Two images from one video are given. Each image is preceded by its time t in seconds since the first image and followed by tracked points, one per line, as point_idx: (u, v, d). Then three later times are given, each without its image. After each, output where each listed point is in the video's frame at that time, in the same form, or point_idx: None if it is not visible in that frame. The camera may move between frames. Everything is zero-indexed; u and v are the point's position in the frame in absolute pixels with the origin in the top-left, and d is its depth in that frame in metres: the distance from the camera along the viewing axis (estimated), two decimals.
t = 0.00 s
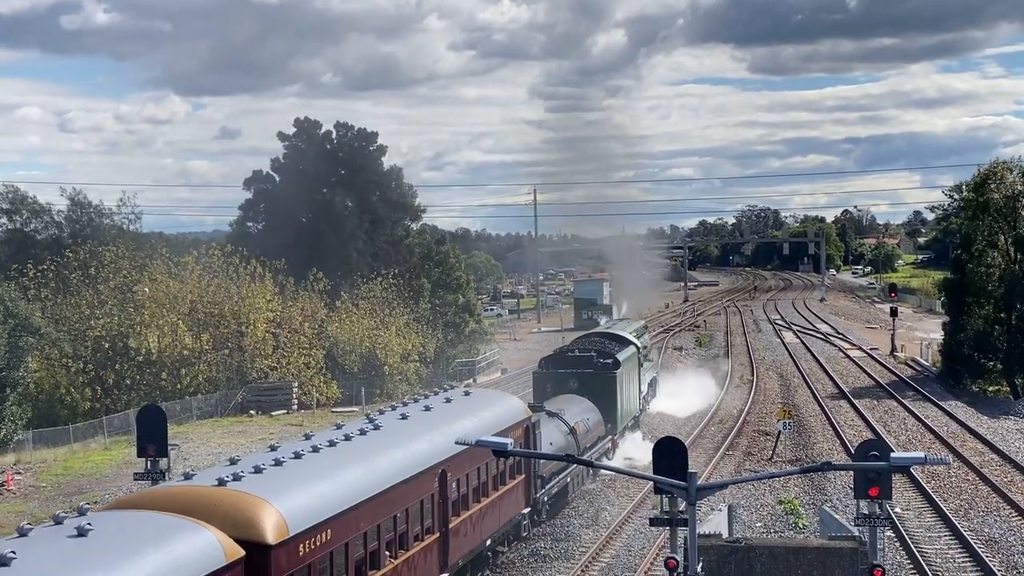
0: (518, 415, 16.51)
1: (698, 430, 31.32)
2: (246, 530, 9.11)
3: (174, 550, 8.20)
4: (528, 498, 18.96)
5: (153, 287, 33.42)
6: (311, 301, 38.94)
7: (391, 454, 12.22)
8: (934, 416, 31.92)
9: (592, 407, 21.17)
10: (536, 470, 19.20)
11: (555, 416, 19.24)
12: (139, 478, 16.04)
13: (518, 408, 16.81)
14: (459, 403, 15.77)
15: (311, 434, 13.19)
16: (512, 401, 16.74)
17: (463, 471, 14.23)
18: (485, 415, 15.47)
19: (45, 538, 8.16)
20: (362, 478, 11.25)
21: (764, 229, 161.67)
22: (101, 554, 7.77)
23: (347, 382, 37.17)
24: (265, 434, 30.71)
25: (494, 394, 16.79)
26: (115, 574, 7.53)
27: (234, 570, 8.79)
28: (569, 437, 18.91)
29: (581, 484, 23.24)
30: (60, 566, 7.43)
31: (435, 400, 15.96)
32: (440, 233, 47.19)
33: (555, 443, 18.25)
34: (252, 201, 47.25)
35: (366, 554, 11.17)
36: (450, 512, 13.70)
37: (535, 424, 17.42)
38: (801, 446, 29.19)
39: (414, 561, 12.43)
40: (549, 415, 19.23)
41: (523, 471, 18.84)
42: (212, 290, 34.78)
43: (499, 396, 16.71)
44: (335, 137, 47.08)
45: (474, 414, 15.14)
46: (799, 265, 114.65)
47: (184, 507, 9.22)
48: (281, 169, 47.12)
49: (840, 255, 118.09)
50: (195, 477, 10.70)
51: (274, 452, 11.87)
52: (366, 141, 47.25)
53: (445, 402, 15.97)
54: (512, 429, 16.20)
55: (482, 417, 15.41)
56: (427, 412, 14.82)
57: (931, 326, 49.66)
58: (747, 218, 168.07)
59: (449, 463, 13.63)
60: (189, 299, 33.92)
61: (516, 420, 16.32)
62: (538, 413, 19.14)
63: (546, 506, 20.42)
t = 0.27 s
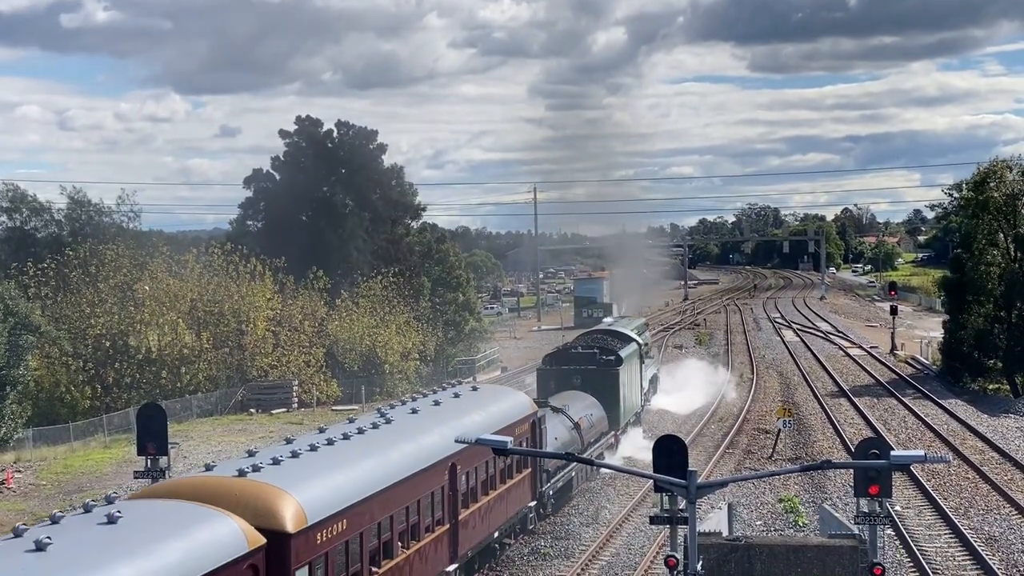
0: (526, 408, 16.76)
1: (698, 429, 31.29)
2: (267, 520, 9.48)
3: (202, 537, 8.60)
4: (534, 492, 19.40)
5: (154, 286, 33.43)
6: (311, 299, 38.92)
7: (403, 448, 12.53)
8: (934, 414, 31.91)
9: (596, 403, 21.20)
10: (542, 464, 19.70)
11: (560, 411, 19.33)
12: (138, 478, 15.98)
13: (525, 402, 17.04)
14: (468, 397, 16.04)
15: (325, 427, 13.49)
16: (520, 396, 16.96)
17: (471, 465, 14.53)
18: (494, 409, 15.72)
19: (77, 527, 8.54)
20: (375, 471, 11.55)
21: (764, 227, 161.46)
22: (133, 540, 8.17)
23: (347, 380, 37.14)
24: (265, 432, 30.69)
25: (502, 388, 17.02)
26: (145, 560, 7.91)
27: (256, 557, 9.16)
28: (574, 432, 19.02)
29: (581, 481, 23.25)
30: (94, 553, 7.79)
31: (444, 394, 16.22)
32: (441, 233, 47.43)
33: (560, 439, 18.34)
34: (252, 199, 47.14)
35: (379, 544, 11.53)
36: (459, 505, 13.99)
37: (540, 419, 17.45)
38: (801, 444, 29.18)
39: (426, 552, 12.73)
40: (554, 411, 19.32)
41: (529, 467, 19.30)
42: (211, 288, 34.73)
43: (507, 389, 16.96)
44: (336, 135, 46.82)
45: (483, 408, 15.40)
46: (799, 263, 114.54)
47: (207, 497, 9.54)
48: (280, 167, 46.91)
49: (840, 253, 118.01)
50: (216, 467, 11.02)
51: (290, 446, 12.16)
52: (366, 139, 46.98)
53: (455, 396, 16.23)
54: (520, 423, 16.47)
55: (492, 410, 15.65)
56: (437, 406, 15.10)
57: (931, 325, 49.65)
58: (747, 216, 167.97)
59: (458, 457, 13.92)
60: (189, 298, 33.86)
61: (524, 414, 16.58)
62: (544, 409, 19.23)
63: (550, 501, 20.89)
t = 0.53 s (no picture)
0: (534, 402, 16.89)
1: (698, 427, 31.28)
2: (285, 509, 9.59)
3: (226, 524, 8.72)
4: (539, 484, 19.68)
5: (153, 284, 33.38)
6: (311, 297, 38.95)
7: (415, 441, 12.67)
8: (934, 412, 31.91)
9: (599, 399, 21.21)
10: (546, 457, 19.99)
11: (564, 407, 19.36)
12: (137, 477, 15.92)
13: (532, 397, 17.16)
14: (476, 391, 16.17)
15: (338, 421, 13.64)
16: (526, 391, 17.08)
17: (480, 458, 14.67)
18: (502, 403, 15.85)
19: (104, 515, 8.69)
20: (388, 463, 11.69)
21: (764, 225, 161.64)
22: (159, 526, 8.31)
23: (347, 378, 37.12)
24: (265, 430, 30.71)
25: (509, 383, 17.15)
26: (171, 544, 8.05)
27: (276, 545, 9.28)
28: (578, 428, 19.07)
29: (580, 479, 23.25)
30: (122, 538, 7.93)
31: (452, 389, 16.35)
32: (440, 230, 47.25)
33: (564, 434, 18.39)
34: (252, 197, 47.28)
35: (392, 535, 11.65)
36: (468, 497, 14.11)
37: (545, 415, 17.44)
38: (801, 442, 29.18)
39: (436, 543, 12.87)
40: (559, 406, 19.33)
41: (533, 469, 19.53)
42: (210, 285, 34.60)
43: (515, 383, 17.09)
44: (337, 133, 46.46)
45: (492, 402, 15.53)
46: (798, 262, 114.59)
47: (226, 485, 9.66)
48: (280, 166, 46.80)
49: (840, 251, 118.10)
50: (235, 459, 11.17)
51: (305, 438, 12.30)
52: (367, 137, 46.76)
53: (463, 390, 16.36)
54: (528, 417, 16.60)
55: (500, 404, 15.78)
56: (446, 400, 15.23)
57: (931, 323, 49.68)
58: (746, 215, 168.06)
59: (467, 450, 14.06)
60: (189, 296, 33.74)
61: (531, 408, 16.72)
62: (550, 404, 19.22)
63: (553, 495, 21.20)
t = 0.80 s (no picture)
0: (540, 398, 16.94)
1: (696, 425, 31.28)
2: (303, 498, 9.84)
3: (248, 513, 8.98)
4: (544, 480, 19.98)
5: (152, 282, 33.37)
6: (310, 295, 38.94)
7: (424, 434, 12.75)
8: (933, 410, 31.94)
9: (602, 395, 21.25)
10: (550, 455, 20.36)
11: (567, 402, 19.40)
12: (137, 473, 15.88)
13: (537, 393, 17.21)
14: (484, 386, 16.22)
15: (349, 415, 13.71)
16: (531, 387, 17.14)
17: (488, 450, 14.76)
18: (508, 398, 15.89)
19: (131, 503, 8.97)
20: (398, 457, 11.79)
21: (763, 224, 161.65)
22: (183, 514, 8.59)
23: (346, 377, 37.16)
24: (264, 429, 30.72)
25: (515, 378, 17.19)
26: (197, 532, 8.33)
27: (295, 533, 9.53)
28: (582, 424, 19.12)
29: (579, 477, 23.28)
30: (151, 528, 8.20)
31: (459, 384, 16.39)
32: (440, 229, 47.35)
33: (568, 429, 18.46)
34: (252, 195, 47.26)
35: (403, 525, 11.78)
36: (476, 490, 14.20)
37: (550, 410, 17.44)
38: (800, 440, 29.19)
39: (447, 533, 12.98)
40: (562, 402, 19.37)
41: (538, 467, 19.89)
42: (208, 284, 34.58)
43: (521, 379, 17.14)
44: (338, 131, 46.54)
45: (499, 397, 15.58)
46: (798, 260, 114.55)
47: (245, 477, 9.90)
48: (280, 163, 46.87)
49: (840, 250, 118.06)
50: (251, 451, 11.33)
51: (320, 431, 12.44)
52: (367, 135, 46.82)
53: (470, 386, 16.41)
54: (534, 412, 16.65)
55: (507, 398, 15.83)
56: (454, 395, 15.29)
57: (930, 321, 49.69)
58: (746, 213, 167.96)
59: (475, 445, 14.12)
60: (188, 295, 33.74)
61: (538, 404, 16.77)
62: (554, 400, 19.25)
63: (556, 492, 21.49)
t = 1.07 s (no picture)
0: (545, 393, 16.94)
1: (695, 424, 31.28)
2: (319, 489, 9.87)
3: (267, 502, 9.04)
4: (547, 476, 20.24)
5: (151, 280, 33.34)
6: (310, 293, 38.94)
7: (434, 428, 12.75)
8: (933, 408, 31.93)
9: (604, 391, 21.26)
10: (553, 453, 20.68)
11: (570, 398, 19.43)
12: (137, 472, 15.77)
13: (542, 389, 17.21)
14: (490, 382, 16.21)
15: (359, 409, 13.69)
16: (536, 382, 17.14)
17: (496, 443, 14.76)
18: (514, 393, 15.89)
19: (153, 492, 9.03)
20: (409, 450, 11.79)
21: (762, 222, 161.69)
22: (203, 503, 8.64)
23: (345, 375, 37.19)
24: (263, 427, 30.75)
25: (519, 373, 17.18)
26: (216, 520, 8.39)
27: (312, 522, 9.57)
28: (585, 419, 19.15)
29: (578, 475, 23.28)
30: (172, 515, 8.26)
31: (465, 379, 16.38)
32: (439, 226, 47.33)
33: (571, 423, 18.50)
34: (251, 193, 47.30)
35: (415, 516, 11.78)
36: (484, 483, 14.21)
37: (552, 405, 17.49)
38: (799, 438, 29.20)
39: (456, 524, 13.01)
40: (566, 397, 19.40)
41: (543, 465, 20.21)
42: (207, 282, 34.54)
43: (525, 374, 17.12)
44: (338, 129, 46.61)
45: (505, 392, 15.57)
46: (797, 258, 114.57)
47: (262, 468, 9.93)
48: (280, 162, 46.96)
49: (839, 248, 118.11)
50: (267, 443, 11.35)
51: (331, 424, 12.45)
52: (367, 133, 46.84)
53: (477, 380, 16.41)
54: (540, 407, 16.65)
55: (513, 393, 15.82)
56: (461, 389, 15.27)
57: (930, 319, 49.67)
58: (745, 212, 168.01)
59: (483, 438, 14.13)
60: (187, 293, 33.74)
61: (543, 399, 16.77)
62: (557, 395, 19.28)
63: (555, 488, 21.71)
